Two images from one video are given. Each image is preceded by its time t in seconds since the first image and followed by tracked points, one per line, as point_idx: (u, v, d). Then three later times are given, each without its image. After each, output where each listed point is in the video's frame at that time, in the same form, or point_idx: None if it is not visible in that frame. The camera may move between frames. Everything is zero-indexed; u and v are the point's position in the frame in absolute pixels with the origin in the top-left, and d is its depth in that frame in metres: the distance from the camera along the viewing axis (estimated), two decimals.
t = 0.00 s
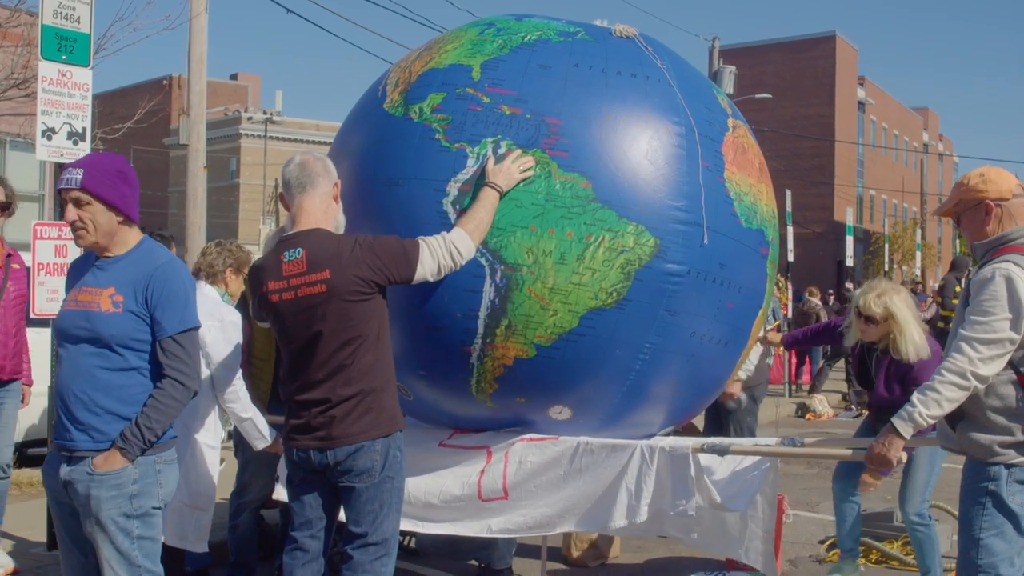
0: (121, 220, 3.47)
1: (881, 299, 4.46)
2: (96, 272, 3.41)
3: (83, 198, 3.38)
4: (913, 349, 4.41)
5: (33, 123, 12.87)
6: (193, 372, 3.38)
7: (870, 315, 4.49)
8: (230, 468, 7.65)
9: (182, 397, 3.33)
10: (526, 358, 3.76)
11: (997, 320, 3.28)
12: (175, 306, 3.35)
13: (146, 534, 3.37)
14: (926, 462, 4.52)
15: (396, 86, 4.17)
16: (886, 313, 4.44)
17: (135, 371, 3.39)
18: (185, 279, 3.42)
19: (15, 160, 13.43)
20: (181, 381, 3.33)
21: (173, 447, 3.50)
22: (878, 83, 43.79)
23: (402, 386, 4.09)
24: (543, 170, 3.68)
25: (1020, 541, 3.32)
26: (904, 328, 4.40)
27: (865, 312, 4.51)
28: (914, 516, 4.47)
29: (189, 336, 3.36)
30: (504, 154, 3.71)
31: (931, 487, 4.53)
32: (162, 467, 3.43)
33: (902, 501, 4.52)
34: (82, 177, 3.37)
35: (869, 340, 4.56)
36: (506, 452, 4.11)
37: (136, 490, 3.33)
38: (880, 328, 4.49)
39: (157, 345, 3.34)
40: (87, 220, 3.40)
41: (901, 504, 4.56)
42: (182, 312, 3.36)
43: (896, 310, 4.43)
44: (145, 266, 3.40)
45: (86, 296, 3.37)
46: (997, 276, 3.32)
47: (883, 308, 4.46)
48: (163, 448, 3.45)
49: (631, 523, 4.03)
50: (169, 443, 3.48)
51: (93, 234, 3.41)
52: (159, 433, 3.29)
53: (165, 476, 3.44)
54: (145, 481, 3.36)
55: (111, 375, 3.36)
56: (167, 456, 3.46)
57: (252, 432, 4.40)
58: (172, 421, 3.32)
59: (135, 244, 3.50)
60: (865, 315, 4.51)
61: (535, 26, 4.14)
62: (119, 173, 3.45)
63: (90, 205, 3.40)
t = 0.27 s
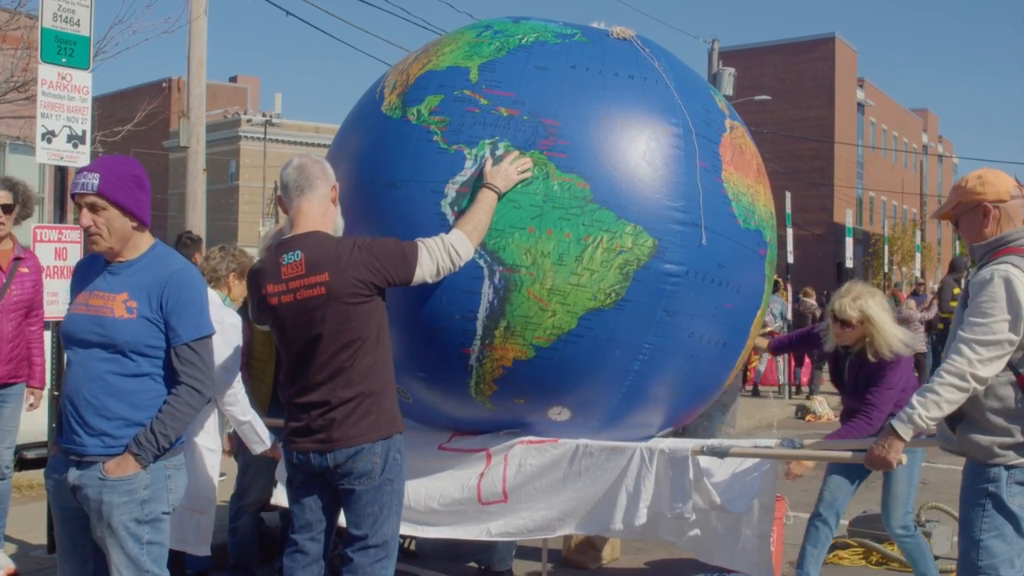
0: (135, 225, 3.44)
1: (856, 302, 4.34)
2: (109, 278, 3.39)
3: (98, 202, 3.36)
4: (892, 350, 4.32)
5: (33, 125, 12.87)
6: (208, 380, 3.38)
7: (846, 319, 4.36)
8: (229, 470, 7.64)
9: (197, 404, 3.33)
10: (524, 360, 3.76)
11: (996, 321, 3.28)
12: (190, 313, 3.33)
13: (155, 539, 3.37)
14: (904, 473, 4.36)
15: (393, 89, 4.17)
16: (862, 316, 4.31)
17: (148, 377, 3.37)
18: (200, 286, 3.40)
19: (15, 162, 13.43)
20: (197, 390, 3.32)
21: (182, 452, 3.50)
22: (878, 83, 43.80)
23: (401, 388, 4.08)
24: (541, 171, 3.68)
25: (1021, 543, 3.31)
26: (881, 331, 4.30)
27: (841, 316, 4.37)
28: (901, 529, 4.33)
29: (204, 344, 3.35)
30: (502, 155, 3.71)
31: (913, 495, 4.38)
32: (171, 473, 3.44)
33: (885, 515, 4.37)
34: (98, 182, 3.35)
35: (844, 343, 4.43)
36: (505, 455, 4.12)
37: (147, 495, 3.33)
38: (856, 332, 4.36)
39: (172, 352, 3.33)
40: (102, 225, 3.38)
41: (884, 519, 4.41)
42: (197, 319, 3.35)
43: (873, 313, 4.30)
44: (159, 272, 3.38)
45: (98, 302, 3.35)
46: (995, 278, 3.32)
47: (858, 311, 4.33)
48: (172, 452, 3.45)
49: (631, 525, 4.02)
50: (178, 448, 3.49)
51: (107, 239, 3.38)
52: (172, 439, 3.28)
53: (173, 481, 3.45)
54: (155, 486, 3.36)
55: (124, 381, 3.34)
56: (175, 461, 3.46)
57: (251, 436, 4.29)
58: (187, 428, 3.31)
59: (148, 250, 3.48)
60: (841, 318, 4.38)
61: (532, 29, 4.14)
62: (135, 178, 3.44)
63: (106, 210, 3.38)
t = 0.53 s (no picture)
0: (145, 228, 3.44)
1: (814, 311, 4.35)
2: (118, 281, 3.38)
3: (110, 208, 3.35)
4: (849, 361, 4.35)
5: (34, 127, 12.87)
6: (219, 384, 3.36)
7: (805, 328, 4.37)
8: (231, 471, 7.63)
9: (208, 409, 3.32)
10: (524, 359, 3.76)
11: (996, 320, 3.28)
12: (200, 317, 3.31)
13: (164, 540, 3.38)
14: (875, 474, 4.31)
15: (391, 89, 4.17)
16: (820, 324, 4.33)
17: (158, 381, 3.37)
18: (208, 289, 3.38)
19: (16, 163, 13.43)
20: (207, 394, 3.31)
21: (192, 455, 3.48)
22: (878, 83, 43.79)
23: (401, 389, 4.08)
24: (540, 170, 3.68)
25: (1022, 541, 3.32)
26: (839, 341, 4.32)
27: (800, 325, 4.38)
28: (878, 531, 4.28)
29: (214, 348, 3.33)
30: (500, 154, 3.71)
31: (888, 495, 4.32)
32: (181, 475, 3.42)
33: (863, 518, 4.33)
34: (109, 188, 3.34)
35: (803, 350, 4.44)
36: (506, 455, 4.12)
37: (156, 497, 3.33)
38: (815, 341, 4.38)
39: (182, 356, 3.32)
40: (114, 230, 3.36)
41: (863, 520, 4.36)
42: (206, 323, 3.33)
43: (831, 324, 4.33)
44: (168, 276, 3.36)
45: (108, 306, 3.34)
46: (996, 276, 3.32)
47: (818, 321, 4.35)
48: (182, 455, 3.42)
49: (632, 525, 4.02)
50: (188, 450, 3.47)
51: (119, 243, 3.37)
52: (182, 443, 3.27)
53: (183, 483, 3.43)
54: (165, 488, 3.36)
55: (134, 385, 3.34)
56: (186, 462, 3.45)
57: (248, 434, 4.22)
58: (197, 432, 3.30)
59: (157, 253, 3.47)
60: (800, 327, 4.39)
61: (530, 28, 4.14)
62: (144, 182, 3.43)
63: (117, 214, 3.37)
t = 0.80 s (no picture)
0: (150, 223, 3.44)
1: (792, 335, 4.31)
2: (121, 277, 3.39)
3: (115, 201, 3.37)
4: (827, 386, 4.32)
5: (35, 127, 12.88)
6: (219, 380, 3.37)
7: (784, 352, 4.34)
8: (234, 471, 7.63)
9: (208, 405, 3.32)
10: (526, 357, 3.76)
11: (998, 319, 3.28)
12: (201, 313, 3.32)
13: (164, 539, 3.37)
14: (867, 475, 4.31)
15: (389, 89, 4.17)
16: (799, 348, 4.29)
17: (159, 377, 3.37)
18: (210, 285, 3.39)
19: (19, 163, 13.43)
20: (207, 389, 3.31)
21: (193, 453, 3.49)
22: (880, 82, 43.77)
23: (403, 389, 4.08)
24: (539, 168, 3.68)
25: None
26: (818, 368, 4.28)
27: (780, 349, 4.35)
28: (876, 530, 4.30)
29: (215, 344, 3.34)
30: (500, 153, 3.71)
31: (883, 494, 4.33)
32: (181, 473, 3.42)
33: (861, 520, 4.34)
34: (114, 181, 3.35)
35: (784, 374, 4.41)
36: (508, 455, 4.12)
37: (156, 495, 3.33)
38: (793, 365, 4.35)
39: (183, 352, 3.32)
40: (118, 223, 3.38)
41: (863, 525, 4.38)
42: (207, 319, 3.34)
43: (810, 350, 4.29)
44: (170, 272, 3.37)
45: (111, 302, 3.35)
46: (998, 275, 3.32)
47: (797, 346, 4.31)
48: (183, 453, 3.43)
49: (634, 524, 4.02)
50: (190, 449, 3.47)
51: (123, 237, 3.39)
52: (182, 439, 3.27)
53: (184, 482, 3.43)
54: (165, 486, 3.35)
55: (136, 381, 3.35)
56: (187, 461, 3.45)
57: (250, 433, 4.21)
58: (196, 429, 3.30)
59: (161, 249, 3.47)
60: (779, 351, 4.35)
61: (527, 27, 4.14)
62: (150, 177, 3.44)
63: (122, 208, 3.38)
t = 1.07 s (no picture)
0: (144, 213, 3.45)
1: (774, 353, 4.30)
2: (118, 270, 3.40)
3: (108, 189, 3.36)
4: (812, 402, 4.30)
5: (36, 126, 12.88)
6: (213, 368, 3.36)
7: (769, 370, 4.33)
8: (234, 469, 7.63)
9: (201, 392, 3.32)
10: (524, 354, 3.76)
11: (997, 316, 3.28)
12: (194, 301, 3.31)
13: (161, 535, 3.36)
14: (852, 479, 4.29)
15: (384, 88, 4.17)
16: (782, 366, 4.28)
17: (158, 369, 3.36)
18: (203, 274, 3.38)
19: (18, 162, 13.40)
20: (199, 377, 3.30)
21: (196, 448, 3.47)
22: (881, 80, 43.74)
23: (401, 387, 4.08)
24: (534, 165, 3.69)
25: None
26: (803, 387, 4.26)
27: (764, 366, 4.34)
28: (863, 532, 4.27)
29: (208, 331, 3.33)
30: (495, 150, 3.71)
31: (868, 497, 4.31)
32: (182, 468, 3.41)
33: (847, 525, 4.32)
34: (108, 171, 3.35)
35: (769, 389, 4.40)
36: (507, 451, 4.11)
37: (155, 489, 3.32)
38: (779, 383, 4.34)
39: (177, 341, 3.32)
40: (112, 212, 3.39)
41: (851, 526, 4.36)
42: (201, 307, 3.33)
43: (794, 369, 4.27)
44: (163, 262, 3.37)
45: (108, 295, 3.36)
46: (997, 273, 3.32)
47: (781, 364, 4.29)
48: (185, 448, 3.42)
49: (634, 521, 4.02)
50: (192, 445, 3.46)
51: (117, 226, 3.40)
52: (179, 430, 3.27)
53: (184, 477, 3.42)
54: (165, 481, 3.35)
55: (134, 373, 3.35)
56: (189, 457, 3.44)
57: (249, 430, 4.22)
58: (191, 418, 3.29)
59: (155, 240, 3.47)
60: (763, 367, 4.35)
61: (521, 24, 4.14)
62: (144, 167, 3.44)
63: (115, 196, 3.38)
